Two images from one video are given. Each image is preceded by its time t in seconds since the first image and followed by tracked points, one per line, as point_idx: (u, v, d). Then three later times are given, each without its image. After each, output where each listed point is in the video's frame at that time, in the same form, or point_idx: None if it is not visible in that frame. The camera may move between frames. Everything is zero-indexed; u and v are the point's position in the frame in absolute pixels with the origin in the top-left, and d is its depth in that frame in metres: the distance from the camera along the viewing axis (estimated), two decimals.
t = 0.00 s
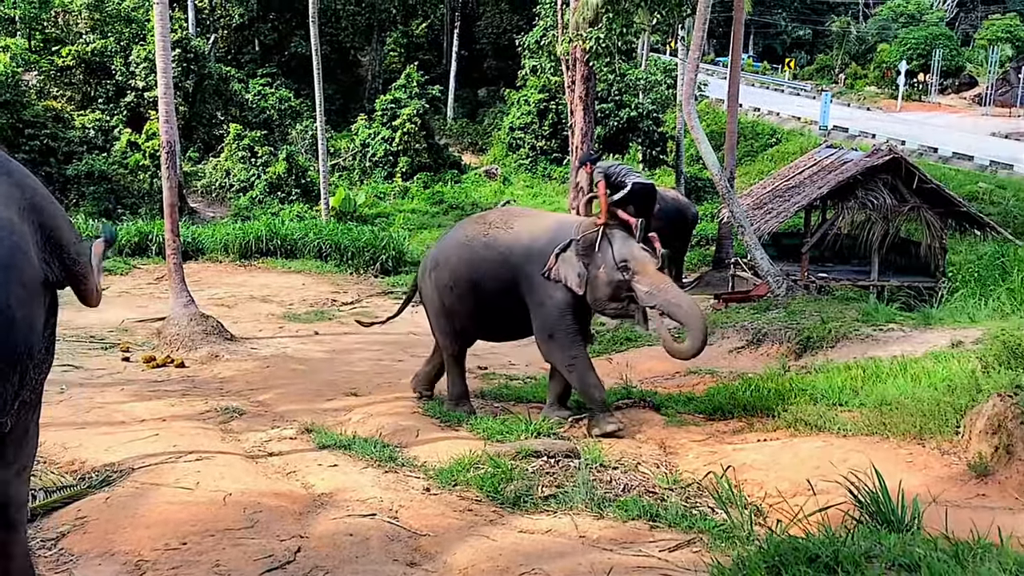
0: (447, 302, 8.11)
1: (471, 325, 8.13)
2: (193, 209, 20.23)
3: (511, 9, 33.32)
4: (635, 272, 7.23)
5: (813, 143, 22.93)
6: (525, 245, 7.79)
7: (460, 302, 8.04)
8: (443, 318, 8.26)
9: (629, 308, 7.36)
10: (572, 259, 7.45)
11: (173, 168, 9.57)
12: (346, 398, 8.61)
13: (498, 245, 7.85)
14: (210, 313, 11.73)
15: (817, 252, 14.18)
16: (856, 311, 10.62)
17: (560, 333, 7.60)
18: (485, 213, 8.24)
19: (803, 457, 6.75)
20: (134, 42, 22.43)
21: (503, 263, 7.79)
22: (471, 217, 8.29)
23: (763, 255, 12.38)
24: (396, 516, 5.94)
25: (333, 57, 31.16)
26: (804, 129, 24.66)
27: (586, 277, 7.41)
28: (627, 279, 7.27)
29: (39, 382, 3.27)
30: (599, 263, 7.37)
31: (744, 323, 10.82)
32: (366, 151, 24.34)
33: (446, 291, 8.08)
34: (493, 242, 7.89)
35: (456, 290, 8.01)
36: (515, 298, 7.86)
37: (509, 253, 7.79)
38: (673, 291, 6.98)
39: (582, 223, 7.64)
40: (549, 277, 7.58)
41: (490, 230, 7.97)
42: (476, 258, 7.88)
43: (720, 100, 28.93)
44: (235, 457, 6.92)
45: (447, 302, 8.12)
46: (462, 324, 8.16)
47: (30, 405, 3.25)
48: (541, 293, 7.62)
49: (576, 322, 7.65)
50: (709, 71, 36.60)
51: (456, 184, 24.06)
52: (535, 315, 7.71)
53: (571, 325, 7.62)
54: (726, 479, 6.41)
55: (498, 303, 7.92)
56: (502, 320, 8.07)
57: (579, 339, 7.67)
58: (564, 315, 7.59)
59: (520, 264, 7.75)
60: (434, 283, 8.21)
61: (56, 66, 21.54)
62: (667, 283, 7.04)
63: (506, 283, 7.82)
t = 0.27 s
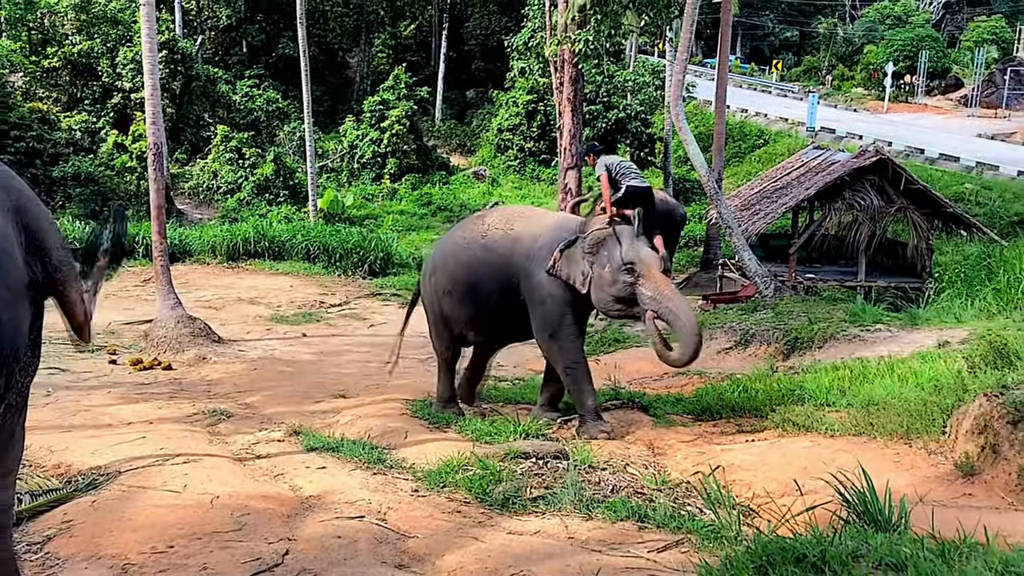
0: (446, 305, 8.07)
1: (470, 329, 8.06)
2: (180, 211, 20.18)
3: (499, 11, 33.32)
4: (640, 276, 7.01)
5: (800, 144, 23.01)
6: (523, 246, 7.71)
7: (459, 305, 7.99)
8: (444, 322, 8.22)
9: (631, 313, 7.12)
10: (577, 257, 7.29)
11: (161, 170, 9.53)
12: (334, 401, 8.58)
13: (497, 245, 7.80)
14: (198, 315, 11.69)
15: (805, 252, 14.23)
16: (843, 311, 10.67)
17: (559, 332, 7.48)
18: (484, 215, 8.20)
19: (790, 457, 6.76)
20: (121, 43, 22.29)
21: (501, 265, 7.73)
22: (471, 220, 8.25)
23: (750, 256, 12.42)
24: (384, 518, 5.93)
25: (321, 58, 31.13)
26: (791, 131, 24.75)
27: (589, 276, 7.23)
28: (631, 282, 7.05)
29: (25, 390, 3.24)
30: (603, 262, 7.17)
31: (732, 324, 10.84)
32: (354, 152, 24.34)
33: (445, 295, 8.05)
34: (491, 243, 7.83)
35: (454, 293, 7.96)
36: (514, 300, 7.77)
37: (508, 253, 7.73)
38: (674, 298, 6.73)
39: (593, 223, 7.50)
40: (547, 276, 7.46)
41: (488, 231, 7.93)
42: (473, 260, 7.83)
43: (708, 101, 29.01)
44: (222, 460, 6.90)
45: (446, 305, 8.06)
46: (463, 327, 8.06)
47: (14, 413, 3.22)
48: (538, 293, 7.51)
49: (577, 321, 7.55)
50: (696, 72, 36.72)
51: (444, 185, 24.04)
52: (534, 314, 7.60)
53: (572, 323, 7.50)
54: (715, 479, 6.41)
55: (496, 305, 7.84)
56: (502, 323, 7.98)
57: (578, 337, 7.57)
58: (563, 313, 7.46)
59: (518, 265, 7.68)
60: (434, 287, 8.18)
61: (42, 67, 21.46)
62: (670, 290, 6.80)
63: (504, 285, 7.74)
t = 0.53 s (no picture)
0: (448, 309, 8.03)
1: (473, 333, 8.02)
2: (169, 213, 20.10)
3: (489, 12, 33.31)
4: (648, 279, 7.07)
5: (789, 146, 23.07)
6: (524, 246, 7.68)
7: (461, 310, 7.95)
8: (446, 328, 8.17)
9: (635, 315, 7.20)
10: (584, 257, 7.26)
11: (149, 172, 9.50)
12: (324, 403, 8.57)
13: (497, 247, 7.77)
14: (186, 318, 11.63)
15: (793, 253, 14.26)
16: (832, 312, 10.71)
17: (562, 332, 7.46)
18: (484, 217, 8.16)
19: (779, 458, 6.77)
20: (108, 45, 22.27)
21: (504, 267, 7.70)
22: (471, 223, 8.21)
23: (739, 257, 12.43)
24: (373, 520, 5.91)
25: (309, 60, 31.11)
26: (780, 132, 24.82)
27: (595, 277, 7.21)
28: (638, 285, 7.09)
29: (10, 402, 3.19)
30: (610, 264, 7.18)
31: (721, 325, 10.87)
32: (343, 154, 24.31)
33: (446, 300, 8.01)
34: (492, 246, 7.81)
35: (456, 297, 7.92)
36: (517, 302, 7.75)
37: (510, 255, 7.70)
38: (683, 305, 6.87)
39: (598, 221, 7.48)
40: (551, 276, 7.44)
41: (488, 233, 7.89)
42: (475, 263, 7.81)
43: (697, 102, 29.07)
44: (211, 462, 6.87)
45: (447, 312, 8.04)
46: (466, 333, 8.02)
47: (0, 425, 3.18)
48: (540, 293, 7.49)
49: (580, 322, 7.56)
50: (685, 74, 36.78)
51: (434, 186, 24.03)
52: (535, 314, 7.57)
53: (575, 323, 7.48)
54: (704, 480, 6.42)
55: (499, 308, 7.81)
56: (505, 325, 7.95)
57: (580, 337, 7.55)
58: (566, 313, 7.44)
59: (520, 266, 7.65)
60: (435, 292, 8.14)
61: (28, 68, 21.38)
62: (678, 296, 6.93)
63: (507, 287, 7.71)
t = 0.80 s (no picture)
0: (456, 317, 7.84)
1: (483, 340, 7.86)
2: (157, 215, 20.03)
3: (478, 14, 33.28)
4: (656, 282, 7.07)
5: (778, 147, 23.12)
6: (536, 249, 7.64)
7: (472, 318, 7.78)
8: (453, 336, 7.98)
9: (644, 317, 7.25)
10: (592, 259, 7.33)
11: (137, 174, 9.47)
12: (313, 405, 8.54)
13: (508, 251, 7.69)
14: (174, 321, 11.59)
15: (782, 254, 14.29)
16: (821, 313, 10.74)
17: (567, 333, 7.48)
18: (488, 223, 8.07)
19: (769, 459, 6.78)
20: (96, 47, 22.23)
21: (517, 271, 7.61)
22: (475, 230, 8.08)
23: (728, 258, 12.44)
24: (364, 523, 5.90)
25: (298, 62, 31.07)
26: (769, 133, 24.88)
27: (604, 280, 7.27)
28: (646, 288, 7.11)
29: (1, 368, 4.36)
30: (618, 266, 7.21)
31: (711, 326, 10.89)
32: (332, 155, 24.29)
33: (455, 308, 7.81)
34: (502, 250, 7.72)
35: (467, 304, 7.74)
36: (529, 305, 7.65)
37: (520, 258, 7.64)
38: (690, 310, 6.88)
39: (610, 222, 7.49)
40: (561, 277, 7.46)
41: (497, 238, 7.80)
42: (486, 269, 7.67)
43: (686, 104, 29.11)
44: (200, 465, 6.85)
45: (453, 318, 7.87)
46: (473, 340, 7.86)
47: None
48: (550, 294, 7.48)
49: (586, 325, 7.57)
50: (674, 75, 36.85)
51: (423, 188, 24.01)
52: (539, 315, 7.59)
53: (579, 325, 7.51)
54: (694, 481, 6.43)
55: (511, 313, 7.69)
56: (514, 330, 7.85)
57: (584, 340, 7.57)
58: (573, 315, 7.47)
59: (533, 269, 7.60)
60: (443, 301, 7.94)
61: (15, 70, 21.28)
62: (686, 299, 6.93)
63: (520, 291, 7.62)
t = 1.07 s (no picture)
0: (468, 317, 7.91)
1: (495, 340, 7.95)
2: (146, 218, 19.95)
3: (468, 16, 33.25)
4: (666, 283, 7.05)
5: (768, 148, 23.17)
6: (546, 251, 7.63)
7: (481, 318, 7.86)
8: (466, 335, 8.05)
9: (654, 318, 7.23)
10: (601, 259, 7.26)
11: (126, 176, 9.44)
12: (303, 408, 8.52)
13: (518, 252, 7.70)
14: (164, 324, 11.54)
15: (771, 255, 14.33)
16: (810, 314, 10.79)
17: (570, 337, 7.48)
18: (502, 221, 8.10)
19: (759, 459, 6.80)
20: (84, 49, 22.18)
21: (527, 273, 7.61)
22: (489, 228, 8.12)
23: (718, 259, 12.47)
24: (354, 525, 5.89)
25: (288, 64, 31.02)
26: (758, 135, 24.94)
27: (612, 279, 7.20)
28: (656, 289, 7.09)
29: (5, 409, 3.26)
30: (627, 267, 7.18)
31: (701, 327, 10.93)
32: (322, 157, 24.26)
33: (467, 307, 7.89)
34: (513, 250, 7.72)
35: (477, 304, 7.80)
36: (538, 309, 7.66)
37: (530, 260, 7.64)
38: (702, 311, 6.85)
39: (621, 223, 7.45)
40: (568, 280, 7.44)
41: (509, 238, 7.81)
42: (496, 269, 7.71)
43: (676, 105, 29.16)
44: (190, 469, 6.82)
45: (464, 317, 7.93)
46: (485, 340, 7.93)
47: None
48: (557, 297, 7.47)
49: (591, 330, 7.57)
50: (664, 77, 36.91)
51: (413, 190, 24.00)
52: (544, 318, 7.60)
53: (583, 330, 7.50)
54: (684, 482, 6.44)
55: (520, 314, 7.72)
56: (522, 331, 7.85)
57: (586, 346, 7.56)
58: (578, 319, 7.46)
59: (542, 271, 7.58)
60: (454, 299, 8.02)
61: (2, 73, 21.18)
62: (696, 302, 6.90)
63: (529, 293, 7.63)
